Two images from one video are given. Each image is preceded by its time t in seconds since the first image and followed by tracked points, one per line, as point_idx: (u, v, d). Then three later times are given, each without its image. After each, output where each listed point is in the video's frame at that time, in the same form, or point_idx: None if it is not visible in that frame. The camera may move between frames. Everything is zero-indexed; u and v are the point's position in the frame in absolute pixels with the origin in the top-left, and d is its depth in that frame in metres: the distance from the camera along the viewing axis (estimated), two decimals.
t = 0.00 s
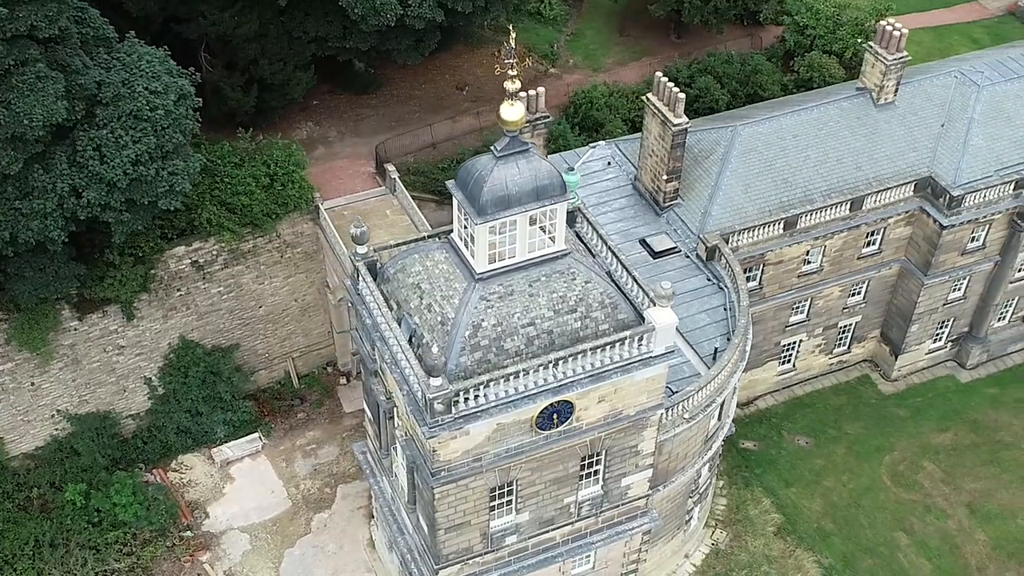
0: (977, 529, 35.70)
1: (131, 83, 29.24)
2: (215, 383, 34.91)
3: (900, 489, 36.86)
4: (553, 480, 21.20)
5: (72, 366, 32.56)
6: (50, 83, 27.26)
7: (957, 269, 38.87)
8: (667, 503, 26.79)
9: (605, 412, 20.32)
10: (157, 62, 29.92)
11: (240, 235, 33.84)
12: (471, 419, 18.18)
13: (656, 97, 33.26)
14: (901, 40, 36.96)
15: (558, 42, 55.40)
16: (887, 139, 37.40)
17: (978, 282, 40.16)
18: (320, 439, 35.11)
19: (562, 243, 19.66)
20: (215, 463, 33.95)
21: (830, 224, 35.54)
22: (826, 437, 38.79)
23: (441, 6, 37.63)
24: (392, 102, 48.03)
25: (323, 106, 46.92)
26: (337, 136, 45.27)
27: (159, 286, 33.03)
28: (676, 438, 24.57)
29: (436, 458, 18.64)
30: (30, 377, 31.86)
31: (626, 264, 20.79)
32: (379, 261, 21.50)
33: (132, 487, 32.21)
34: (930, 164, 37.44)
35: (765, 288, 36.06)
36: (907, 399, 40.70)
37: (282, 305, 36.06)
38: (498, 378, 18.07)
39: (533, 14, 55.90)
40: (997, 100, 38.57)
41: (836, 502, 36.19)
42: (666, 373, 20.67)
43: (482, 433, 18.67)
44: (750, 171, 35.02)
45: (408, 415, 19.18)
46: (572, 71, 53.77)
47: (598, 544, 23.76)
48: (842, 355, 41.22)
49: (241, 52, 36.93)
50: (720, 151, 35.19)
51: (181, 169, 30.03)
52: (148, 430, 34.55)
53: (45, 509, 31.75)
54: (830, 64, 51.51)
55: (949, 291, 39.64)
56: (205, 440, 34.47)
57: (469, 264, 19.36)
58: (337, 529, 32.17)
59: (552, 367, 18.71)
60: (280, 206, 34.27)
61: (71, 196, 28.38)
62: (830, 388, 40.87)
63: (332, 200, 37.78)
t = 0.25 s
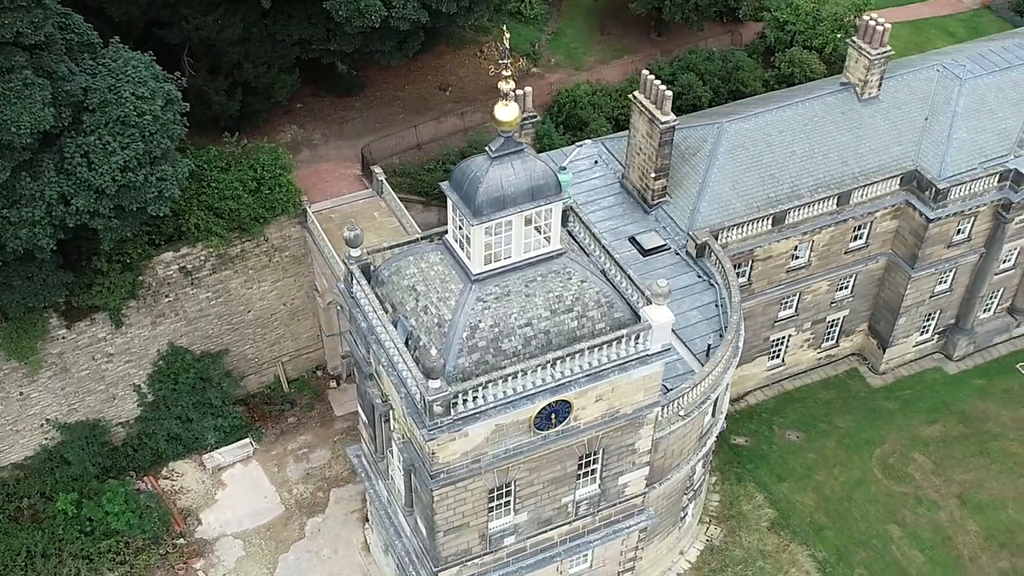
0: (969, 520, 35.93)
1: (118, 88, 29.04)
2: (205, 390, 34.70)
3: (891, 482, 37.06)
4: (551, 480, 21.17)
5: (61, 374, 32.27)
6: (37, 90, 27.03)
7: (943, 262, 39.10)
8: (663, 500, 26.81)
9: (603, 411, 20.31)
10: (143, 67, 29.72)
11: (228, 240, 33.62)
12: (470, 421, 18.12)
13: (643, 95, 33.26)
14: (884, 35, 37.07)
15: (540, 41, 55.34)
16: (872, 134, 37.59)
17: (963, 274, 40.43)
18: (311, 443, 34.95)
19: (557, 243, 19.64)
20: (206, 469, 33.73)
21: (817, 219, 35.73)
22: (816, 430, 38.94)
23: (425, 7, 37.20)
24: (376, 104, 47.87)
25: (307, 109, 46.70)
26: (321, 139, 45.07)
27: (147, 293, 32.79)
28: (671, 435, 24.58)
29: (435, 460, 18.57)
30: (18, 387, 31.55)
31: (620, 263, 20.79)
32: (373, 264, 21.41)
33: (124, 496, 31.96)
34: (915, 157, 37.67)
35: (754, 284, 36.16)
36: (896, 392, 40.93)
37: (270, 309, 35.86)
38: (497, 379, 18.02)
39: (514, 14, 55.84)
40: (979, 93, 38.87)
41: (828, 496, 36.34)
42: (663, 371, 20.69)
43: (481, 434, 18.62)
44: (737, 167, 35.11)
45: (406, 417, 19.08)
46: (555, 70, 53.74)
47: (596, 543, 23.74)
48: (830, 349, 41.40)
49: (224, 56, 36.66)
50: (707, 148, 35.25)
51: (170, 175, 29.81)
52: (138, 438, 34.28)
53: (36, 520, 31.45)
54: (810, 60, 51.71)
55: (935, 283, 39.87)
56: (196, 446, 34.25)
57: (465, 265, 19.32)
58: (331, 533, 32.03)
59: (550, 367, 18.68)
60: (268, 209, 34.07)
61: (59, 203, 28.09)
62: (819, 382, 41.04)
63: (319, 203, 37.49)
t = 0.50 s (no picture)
0: (961, 511, 36.14)
1: (105, 94, 28.73)
2: (196, 396, 34.46)
3: (883, 475, 37.24)
4: (550, 480, 21.14)
5: (50, 383, 32.00)
6: (25, 97, 26.72)
7: (930, 256, 39.33)
8: (659, 498, 26.83)
9: (601, 410, 20.29)
10: (130, 73, 29.35)
11: (216, 245, 33.41)
12: (469, 423, 18.07)
13: (631, 93, 33.27)
14: (869, 30, 37.23)
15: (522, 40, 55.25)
16: (857, 129, 37.77)
17: (950, 267, 40.68)
18: (303, 448, 34.80)
19: (552, 243, 19.62)
20: (198, 476, 33.53)
21: (806, 215, 35.86)
22: (807, 425, 39.08)
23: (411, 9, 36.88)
24: (360, 106, 47.70)
25: (292, 112, 46.47)
26: (307, 142, 44.87)
27: (136, 300, 32.55)
28: (667, 432, 24.59)
29: (434, 463, 18.50)
30: (7, 397, 31.24)
31: (615, 261, 20.76)
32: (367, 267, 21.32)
33: (117, 504, 31.71)
34: (901, 152, 37.88)
35: (744, 281, 36.26)
36: (885, 385, 41.15)
37: (260, 313, 35.65)
38: (496, 381, 17.97)
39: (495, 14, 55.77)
40: (963, 87, 39.16)
41: (821, 490, 36.48)
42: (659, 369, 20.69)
43: (480, 436, 18.57)
44: (725, 164, 35.18)
45: (405, 420, 19.01)
46: (538, 69, 53.70)
47: (594, 542, 23.74)
48: (819, 344, 41.55)
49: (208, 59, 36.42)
50: (694, 145, 35.31)
51: (159, 181, 29.54)
52: (129, 445, 34.02)
53: (28, 530, 31.17)
54: (792, 56, 51.93)
55: (922, 277, 40.09)
56: (187, 453, 34.04)
57: (462, 266, 19.27)
58: (326, 538, 31.89)
59: (548, 367, 18.65)
60: (256, 214, 33.89)
61: (48, 211, 27.86)
62: (808, 377, 41.19)
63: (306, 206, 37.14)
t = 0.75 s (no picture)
0: (953, 503, 36.37)
1: (93, 100, 28.49)
2: (187, 402, 34.26)
3: (876, 469, 37.43)
4: (549, 480, 21.10)
5: (40, 392, 31.71)
6: (13, 103, 26.54)
7: (918, 249, 39.54)
8: (656, 495, 26.83)
9: (599, 409, 20.27)
10: (118, 78, 29.09)
11: (206, 250, 33.23)
12: (469, 424, 18.01)
13: (619, 92, 33.26)
14: (853, 26, 37.23)
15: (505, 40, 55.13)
16: (844, 124, 37.91)
17: (937, 261, 40.92)
18: (296, 452, 34.65)
19: (549, 243, 19.59)
20: (191, 482, 33.31)
21: (795, 211, 35.98)
22: (799, 420, 39.22)
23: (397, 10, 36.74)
24: (346, 108, 47.52)
25: (277, 115, 46.23)
26: (293, 145, 44.64)
27: (125, 306, 32.31)
28: (664, 430, 24.59)
29: (435, 465, 18.43)
30: None
31: (611, 260, 20.74)
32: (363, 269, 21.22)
33: (111, 512, 31.47)
34: (887, 146, 38.07)
35: (734, 277, 36.36)
36: (874, 378, 41.35)
37: (250, 318, 35.45)
38: (496, 382, 17.92)
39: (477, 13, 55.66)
40: (946, 81, 39.43)
41: (815, 485, 36.62)
42: (657, 367, 20.69)
43: (480, 437, 18.51)
44: (713, 161, 35.25)
45: (404, 423, 18.93)
46: (521, 69, 53.64)
47: (593, 541, 23.73)
48: (809, 339, 41.70)
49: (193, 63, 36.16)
50: (683, 143, 35.38)
51: (150, 186, 29.28)
52: (120, 453, 33.75)
53: (20, 541, 30.87)
54: (774, 52, 52.10)
55: (910, 270, 40.29)
56: (179, 459, 33.81)
57: (459, 268, 19.20)
58: (322, 542, 31.77)
59: (547, 367, 18.62)
60: (245, 218, 33.69)
61: (38, 219, 27.69)
62: (798, 372, 41.33)
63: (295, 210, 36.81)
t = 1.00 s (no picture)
0: (947, 495, 36.57)
1: (84, 105, 28.36)
2: (180, 408, 34.08)
3: (869, 462, 37.59)
4: (549, 480, 21.06)
5: (32, 401, 31.44)
6: (4, 110, 26.27)
7: (907, 243, 39.74)
8: (654, 493, 26.84)
9: (599, 408, 20.25)
10: (108, 83, 28.95)
11: (197, 255, 33.08)
12: (471, 425, 17.96)
13: (609, 90, 33.24)
14: (840, 21, 37.34)
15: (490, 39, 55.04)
16: (832, 119, 38.05)
17: (926, 254, 41.14)
18: (290, 456, 34.50)
19: (547, 242, 19.58)
20: (185, 489, 33.10)
21: (785, 206, 36.13)
22: (792, 415, 39.33)
23: (384, 11, 36.58)
24: (332, 110, 47.35)
25: (264, 118, 45.99)
26: (281, 148, 44.43)
27: (117, 312, 32.08)
28: (662, 428, 24.60)
29: (437, 467, 18.37)
30: None
31: (609, 258, 20.73)
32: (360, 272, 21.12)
33: (106, 520, 31.23)
34: (875, 141, 38.24)
35: (726, 273, 36.47)
36: (865, 372, 41.53)
37: (241, 322, 35.26)
38: (497, 382, 17.87)
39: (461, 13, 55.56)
40: (932, 75, 39.66)
41: (810, 479, 36.74)
42: (656, 365, 20.70)
43: (482, 438, 18.46)
44: (703, 158, 35.31)
45: (405, 425, 18.86)
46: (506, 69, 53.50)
47: (593, 540, 23.73)
48: (800, 334, 41.83)
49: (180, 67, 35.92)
50: (673, 140, 35.41)
51: (142, 192, 29.16)
52: (113, 461, 33.50)
53: (15, 551, 30.60)
54: (759, 49, 52.24)
55: (899, 264, 40.48)
56: (173, 466, 33.61)
57: (458, 269, 19.15)
58: (319, 546, 31.65)
59: (547, 367, 18.58)
60: (236, 221, 33.57)
61: (30, 226, 27.42)
62: (790, 367, 41.45)
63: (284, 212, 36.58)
